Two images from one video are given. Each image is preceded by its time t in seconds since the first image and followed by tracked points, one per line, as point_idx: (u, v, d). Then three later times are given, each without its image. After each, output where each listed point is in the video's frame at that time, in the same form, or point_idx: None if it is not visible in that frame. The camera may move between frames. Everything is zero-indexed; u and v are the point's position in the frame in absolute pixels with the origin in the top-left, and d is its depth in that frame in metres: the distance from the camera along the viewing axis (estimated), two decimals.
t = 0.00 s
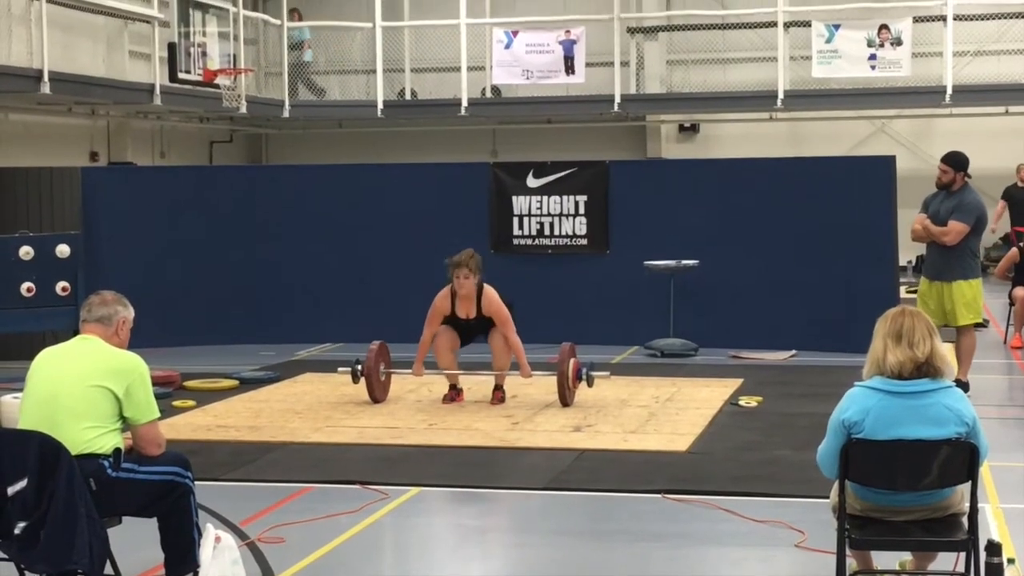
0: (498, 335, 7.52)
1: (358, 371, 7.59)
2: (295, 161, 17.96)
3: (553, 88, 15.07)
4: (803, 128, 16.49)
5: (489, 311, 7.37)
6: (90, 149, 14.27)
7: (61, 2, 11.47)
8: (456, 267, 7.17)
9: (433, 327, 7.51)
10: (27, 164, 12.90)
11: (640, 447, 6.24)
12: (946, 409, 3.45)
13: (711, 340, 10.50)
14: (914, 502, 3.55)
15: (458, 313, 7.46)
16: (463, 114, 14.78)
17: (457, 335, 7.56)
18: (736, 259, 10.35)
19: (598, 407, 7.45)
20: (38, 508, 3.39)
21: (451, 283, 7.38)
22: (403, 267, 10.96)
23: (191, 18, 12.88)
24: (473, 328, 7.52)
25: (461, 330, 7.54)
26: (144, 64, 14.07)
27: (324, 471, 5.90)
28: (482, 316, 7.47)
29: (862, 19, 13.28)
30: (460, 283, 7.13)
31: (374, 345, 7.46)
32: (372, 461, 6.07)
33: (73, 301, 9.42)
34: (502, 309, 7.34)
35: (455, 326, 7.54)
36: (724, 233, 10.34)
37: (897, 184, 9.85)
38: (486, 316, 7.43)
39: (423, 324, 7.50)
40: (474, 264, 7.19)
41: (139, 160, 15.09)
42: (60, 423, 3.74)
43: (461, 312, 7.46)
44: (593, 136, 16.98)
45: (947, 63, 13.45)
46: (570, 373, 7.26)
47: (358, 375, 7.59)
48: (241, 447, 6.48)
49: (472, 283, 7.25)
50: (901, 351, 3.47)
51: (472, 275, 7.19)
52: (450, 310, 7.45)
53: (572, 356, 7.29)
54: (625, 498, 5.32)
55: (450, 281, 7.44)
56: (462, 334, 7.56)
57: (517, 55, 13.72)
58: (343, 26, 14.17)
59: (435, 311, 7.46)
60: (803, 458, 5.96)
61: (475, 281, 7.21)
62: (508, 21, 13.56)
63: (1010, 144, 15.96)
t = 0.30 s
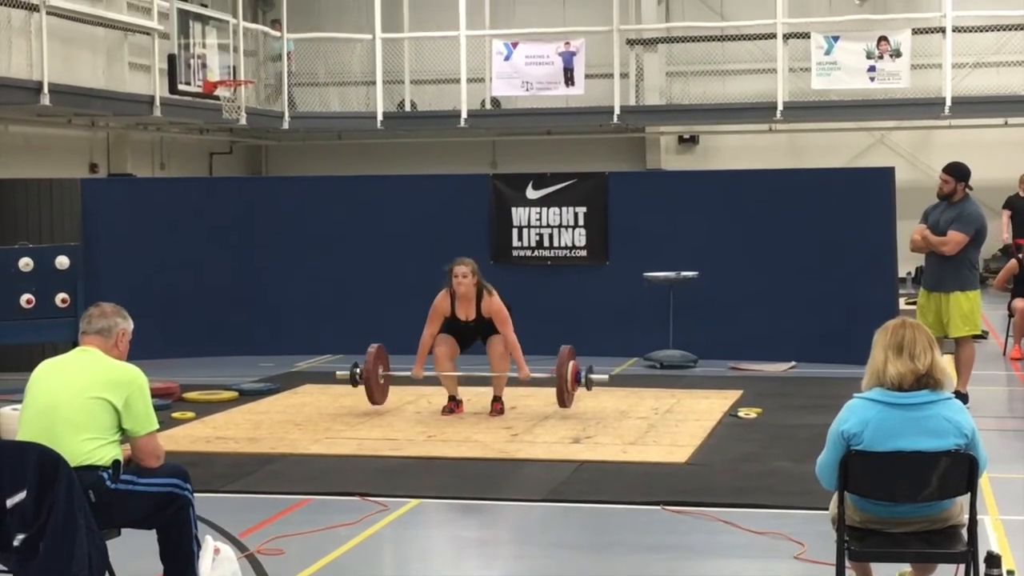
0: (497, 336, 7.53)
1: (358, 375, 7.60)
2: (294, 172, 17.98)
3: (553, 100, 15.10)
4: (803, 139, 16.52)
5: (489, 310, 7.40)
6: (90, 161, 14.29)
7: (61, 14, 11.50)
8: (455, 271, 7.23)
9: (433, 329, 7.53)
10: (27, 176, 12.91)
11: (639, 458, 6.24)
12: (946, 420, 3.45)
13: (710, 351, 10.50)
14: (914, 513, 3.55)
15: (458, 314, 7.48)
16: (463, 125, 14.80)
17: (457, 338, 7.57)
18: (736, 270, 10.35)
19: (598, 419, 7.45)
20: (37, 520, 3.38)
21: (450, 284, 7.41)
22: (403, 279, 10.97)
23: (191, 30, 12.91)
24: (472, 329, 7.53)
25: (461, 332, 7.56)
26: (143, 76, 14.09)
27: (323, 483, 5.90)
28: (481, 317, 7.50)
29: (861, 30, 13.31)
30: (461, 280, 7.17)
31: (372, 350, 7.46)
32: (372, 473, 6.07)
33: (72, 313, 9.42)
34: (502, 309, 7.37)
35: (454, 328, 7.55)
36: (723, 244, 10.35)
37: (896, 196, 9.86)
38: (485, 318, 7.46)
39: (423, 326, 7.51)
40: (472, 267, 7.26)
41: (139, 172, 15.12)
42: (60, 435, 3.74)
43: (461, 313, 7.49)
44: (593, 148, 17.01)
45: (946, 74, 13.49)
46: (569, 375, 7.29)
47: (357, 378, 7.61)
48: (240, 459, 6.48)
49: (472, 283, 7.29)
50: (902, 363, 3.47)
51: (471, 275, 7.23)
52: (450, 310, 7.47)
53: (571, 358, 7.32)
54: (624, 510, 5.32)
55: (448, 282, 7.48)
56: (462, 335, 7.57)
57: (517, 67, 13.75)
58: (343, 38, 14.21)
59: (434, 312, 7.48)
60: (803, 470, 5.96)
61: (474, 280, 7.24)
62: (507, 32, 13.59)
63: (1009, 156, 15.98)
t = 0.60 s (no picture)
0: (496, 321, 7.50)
1: (357, 344, 7.66)
2: (294, 182, 17.99)
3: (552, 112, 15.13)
4: (802, 150, 16.54)
5: (490, 278, 7.37)
6: (90, 172, 14.30)
7: (60, 25, 11.50)
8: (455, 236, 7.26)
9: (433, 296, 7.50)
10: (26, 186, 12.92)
11: (639, 470, 6.23)
12: (945, 432, 3.45)
13: (709, 362, 10.49)
14: (914, 525, 3.55)
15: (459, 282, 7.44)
16: (463, 136, 14.82)
17: (457, 309, 7.54)
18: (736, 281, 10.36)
19: (597, 430, 7.44)
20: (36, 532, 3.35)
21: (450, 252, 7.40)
22: (403, 290, 10.97)
23: (191, 41, 12.95)
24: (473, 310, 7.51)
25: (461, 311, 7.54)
26: (143, 87, 14.10)
27: (323, 494, 5.89)
28: (482, 286, 7.45)
29: (860, 41, 13.34)
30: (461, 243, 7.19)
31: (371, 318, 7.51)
32: (371, 485, 6.06)
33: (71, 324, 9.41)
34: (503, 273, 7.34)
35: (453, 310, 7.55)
36: (723, 255, 10.35)
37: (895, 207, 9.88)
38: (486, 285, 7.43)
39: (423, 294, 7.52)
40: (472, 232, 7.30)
41: (138, 183, 15.13)
42: (59, 447, 3.74)
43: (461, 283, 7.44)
44: (593, 159, 17.04)
45: (945, 84, 13.52)
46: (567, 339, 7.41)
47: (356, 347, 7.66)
48: (240, 470, 6.47)
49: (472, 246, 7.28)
50: (902, 375, 3.47)
51: (470, 238, 7.24)
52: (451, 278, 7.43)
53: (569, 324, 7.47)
54: (623, 522, 5.31)
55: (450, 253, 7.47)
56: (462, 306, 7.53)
57: (516, 78, 13.77)
58: (343, 49, 14.23)
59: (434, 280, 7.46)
60: (802, 481, 5.96)
61: (474, 242, 7.24)
62: (507, 44, 13.61)
63: (1008, 166, 16.00)
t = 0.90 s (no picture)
0: (488, 314, 7.48)
1: (357, 297, 7.73)
2: (293, 194, 18.00)
3: (551, 124, 15.17)
4: (801, 162, 16.57)
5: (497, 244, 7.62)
6: (89, 185, 14.31)
7: (60, 38, 11.54)
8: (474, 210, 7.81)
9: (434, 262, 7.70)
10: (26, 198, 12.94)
11: (638, 482, 6.22)
12: (945, 444, 3.45)
13: (708, 374, 10.49)
14: (914, 536, 3.54)
15: (463, 250, 7.67)
16: (462, 148, 14.83)
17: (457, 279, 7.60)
18: (735, 293, 10.36)
19: (597, 441, 7.44)
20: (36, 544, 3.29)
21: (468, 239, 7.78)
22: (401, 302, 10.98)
23: (191, 54, 12.96)
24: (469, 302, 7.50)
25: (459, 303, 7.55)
26: (143, 100, 14.12)
27: (322, 506, 5.88)
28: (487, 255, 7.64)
29: (859, 54, 13.37)
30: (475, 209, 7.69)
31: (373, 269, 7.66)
32: (370, 497, 6.05)
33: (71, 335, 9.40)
34: (507, 239, 7.56)
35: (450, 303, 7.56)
36: (722, 266, 10.36)
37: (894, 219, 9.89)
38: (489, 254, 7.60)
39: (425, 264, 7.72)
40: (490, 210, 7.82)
41: (138, 195, 15.15)
42: (60, 458, 3.74)
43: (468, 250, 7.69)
44: (592, 170, 17.08)
45: (943, 95, 13.55)
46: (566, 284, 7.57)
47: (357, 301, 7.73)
48: (239, 482, 6.46)
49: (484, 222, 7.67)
50: (901, 388, 3.45)
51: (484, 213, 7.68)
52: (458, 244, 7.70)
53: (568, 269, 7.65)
54: (623, 534, 5.31)
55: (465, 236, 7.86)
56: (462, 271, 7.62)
57: (515, 89, 13.80)
58: (342, 62, 14.26)
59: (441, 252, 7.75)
60: (802, 493, 5.95)
61: (486, 215, 7.64)
62: (506, 56, 13.64)
63: (1006, 178, 16.02)
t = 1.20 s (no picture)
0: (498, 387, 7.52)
1: (358, 304, 7.72)
2: (290, 207, 18.00)
3: (548, 136, 15.20)
4: (797, 175, 16.61)
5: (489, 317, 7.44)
6: (86, 198, 14.32)
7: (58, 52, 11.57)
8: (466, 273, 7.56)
9: (436, 332, 7.47)
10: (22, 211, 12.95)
11: (636, 494, 6.21)
12: (941, 456, 3.46)
13: (705, 386, 10.49)
14: (910, 548, 3.54)
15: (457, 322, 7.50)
16: (459, 161, 14.84)
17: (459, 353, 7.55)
18: (732, 306, 10.37)
19: (594, 454, 7.43)
20: (32, 557, 3.29)
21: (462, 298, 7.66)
22: (398, 314, 10.97)
23: (188, 67, 12.97)
24: (472, 361, 7.49)
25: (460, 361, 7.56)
26: (140, 113, 14.15)
27: (319, 519, 5.87)
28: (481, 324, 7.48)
29: (855, 66, 13.41)
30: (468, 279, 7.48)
31: (371, 275, 7.65)
32: (367, 509, 6.04)
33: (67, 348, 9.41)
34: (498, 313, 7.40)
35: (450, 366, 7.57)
36: (719, 279, 10.37)
37: (890, 232, 9.90)
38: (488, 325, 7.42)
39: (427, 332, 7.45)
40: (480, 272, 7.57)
41: (135, 208, 15.16)
42: (56, 472, 3.74)
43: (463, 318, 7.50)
44: (590, 184, 17.11)
45: (939, 108, 13.59)
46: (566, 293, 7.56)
47: (357, 307, 7.72)
48: (236, 495, 6.45)
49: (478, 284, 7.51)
50: (897, 400, 3.45)
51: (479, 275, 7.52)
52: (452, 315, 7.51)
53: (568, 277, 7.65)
54: (621, 546, 5.30)
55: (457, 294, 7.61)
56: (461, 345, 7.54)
57: (512, 102, 13.82)
58: (339, 75, 14.28)
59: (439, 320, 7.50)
60: (799, 505, 5.95)
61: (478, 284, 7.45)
62: (503, 69, 13.67)
63: (1002, 190, 16.06)
